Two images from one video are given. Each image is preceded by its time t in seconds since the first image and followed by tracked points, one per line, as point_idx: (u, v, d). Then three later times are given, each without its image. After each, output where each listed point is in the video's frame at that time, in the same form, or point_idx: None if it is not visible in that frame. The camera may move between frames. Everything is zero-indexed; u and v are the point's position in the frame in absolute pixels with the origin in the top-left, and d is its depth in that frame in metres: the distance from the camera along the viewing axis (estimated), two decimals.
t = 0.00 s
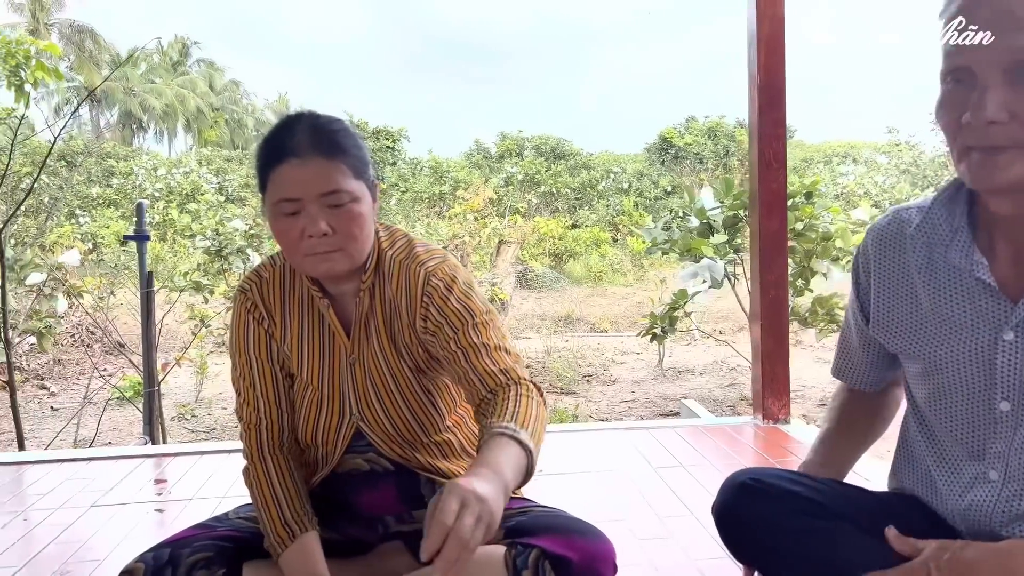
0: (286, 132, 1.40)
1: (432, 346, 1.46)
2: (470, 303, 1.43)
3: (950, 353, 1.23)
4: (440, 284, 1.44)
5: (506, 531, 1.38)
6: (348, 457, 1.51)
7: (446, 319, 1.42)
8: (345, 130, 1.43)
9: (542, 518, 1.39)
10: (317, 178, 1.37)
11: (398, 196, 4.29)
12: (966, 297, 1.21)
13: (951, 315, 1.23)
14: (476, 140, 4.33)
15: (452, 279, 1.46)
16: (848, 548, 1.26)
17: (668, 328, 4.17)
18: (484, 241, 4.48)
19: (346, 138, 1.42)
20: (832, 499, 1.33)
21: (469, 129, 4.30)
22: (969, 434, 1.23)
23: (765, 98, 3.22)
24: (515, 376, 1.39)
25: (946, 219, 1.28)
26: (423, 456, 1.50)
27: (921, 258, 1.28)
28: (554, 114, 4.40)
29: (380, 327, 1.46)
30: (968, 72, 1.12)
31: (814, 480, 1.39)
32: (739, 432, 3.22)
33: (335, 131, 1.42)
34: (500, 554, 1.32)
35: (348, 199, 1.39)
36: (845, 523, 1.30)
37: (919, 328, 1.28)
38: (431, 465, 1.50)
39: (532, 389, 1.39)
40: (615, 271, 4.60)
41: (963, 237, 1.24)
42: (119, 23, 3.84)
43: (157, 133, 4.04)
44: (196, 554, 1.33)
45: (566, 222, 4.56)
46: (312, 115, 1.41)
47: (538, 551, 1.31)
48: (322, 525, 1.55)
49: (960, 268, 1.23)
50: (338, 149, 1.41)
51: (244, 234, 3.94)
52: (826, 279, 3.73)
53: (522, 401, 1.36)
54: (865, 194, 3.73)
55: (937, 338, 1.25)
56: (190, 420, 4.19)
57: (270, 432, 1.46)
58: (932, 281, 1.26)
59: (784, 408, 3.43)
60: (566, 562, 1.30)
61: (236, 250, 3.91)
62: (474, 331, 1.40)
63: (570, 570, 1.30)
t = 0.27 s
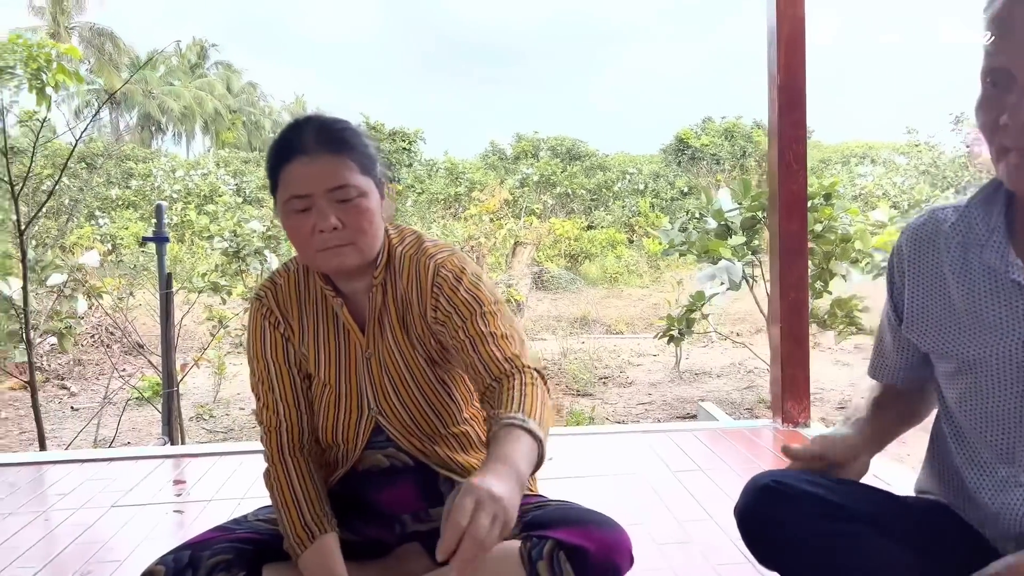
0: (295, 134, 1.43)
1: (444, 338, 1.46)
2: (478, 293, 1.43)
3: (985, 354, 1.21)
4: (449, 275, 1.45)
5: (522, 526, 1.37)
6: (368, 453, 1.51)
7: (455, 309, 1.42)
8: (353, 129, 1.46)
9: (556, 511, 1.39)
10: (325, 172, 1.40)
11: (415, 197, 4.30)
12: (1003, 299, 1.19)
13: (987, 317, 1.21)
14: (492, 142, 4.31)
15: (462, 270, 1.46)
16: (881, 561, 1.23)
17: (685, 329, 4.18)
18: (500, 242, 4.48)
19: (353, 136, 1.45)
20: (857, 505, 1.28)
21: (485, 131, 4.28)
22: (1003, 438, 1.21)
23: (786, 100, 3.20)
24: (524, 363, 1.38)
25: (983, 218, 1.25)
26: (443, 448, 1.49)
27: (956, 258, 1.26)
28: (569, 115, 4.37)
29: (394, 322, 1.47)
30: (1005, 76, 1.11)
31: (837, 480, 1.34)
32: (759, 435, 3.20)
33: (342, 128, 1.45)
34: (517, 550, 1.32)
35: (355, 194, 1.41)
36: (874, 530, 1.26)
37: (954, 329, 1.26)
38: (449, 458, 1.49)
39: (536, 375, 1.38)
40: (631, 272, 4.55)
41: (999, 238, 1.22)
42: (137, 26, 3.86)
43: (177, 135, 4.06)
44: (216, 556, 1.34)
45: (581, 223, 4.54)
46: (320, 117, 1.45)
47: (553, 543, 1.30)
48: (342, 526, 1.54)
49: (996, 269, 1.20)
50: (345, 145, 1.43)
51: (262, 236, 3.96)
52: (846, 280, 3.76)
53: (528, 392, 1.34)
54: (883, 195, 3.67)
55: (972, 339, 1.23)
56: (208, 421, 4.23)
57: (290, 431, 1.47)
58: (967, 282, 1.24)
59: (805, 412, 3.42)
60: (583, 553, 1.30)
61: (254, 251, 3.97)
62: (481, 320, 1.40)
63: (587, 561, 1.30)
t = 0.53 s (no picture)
0: (304, 131, 1.45)
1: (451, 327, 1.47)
2: (484, 283, 1.44)
3: None
4: (456, 266, 1.46)
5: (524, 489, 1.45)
6: (380, 443, 1.50)
7: (459, 298, 1.43)
8: (361, 124, 1.48)
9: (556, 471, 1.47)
10: (335, 165, 1.41)
11: (431, 196, 4.29)
12: None
13: None
14: (508, 140, 4.32)
15: (468, 260, 1.48)
16: (888, 556, 1.23)
17: (702, 329, 4.13)
18: (517, 241, 4.46)
19: (362, 131, 1.47)
20: (873, 500, 1.26)
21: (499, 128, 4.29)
22: None
23: (806, 97, 3.17)
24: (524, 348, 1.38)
25: None
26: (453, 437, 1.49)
27: (1004, 254, 1.19)
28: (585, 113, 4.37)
29: (403, 313, 1.48)
30: None
31: (854, 479, 1.33)
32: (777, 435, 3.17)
33: (351, 123, 1.47)
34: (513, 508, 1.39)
35: (366, 184, 1.42)
36: (888, 526, 1.24)
37: (997, 328, 1.18)
38: (460, 447, 1.48)
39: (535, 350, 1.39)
40: (647, 272, 4.55)
41: None
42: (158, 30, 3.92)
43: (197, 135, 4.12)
44: (232, 549, 1.33)
45: (597, 222, 4.52)
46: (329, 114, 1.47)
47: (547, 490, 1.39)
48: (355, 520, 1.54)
49: None
50: (353, 139, 1.45)
51: (279, 235, 3.99)
52: (865, 279, 3.70)
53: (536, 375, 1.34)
54: (903, 194, 3.61)
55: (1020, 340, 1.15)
56: (226, 418, 4.26)
57: (303, 425, 1.48)
58: (1018, 280, 1.17)
59: (824, 412, 3.39)
60: (576, 499, 1.37)
61: (271, 251, 3.96)
62: (486, 306, 1.41)
63: (583, 508, 1.37)
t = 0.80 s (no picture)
0: (325, 122, 1.46)
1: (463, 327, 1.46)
2: (495, 285, 1.42)
3: None
4: (469, 266, 1.44)
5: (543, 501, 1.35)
6: (395, 437, 1.51)
7: (471, 299, 1.41)
8: (382, 116, 1.48)
9: (576, 483, 1.37)
10: (355, 157, 1.42)
11: (446, 192, 4.26)
12: None
13: None
14: (523, 137, 4.31)
15: (482, 260, 1.46)
16: (916, 557, 1.21)
17: (719, 325, 4.08)
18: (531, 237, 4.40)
19: (381, 123, 1.46)
20: (901, 496, 1.25)
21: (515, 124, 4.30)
22: None
23: (828, 88, 3.14)
24: (533, 359, 1.36)
25: None
26: (468, 435, 1.49)
27: None
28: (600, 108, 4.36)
29: (418, 310, 1.47)
30: None
31: (879, 476, 1.31)
32: (796, 432, 3.15)
33: (371, 114, 1.46)
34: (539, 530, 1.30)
35: (385, 178, 1.42)
36: (919, 523, 1.22)
37: None
38: (475, 444, 1.49)
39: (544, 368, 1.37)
40: (663, 268, 4.54)
41: None
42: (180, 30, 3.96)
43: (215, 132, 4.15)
44: (251, 540, 1.34)
45: (612, 218, 4.48)
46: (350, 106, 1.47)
47: (575, 513, 1.29)
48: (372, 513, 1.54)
49: None
50: (374, 131, 1.45)
51: (296, 230, 4.01)
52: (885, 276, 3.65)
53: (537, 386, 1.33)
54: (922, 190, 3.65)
55: None
56: (243, 413, 4.30)
57: (319, 417, 1.48)
58: None
59: (845, 408, 3.36)
60: (605, 519, 1.28)
61: (288, 246, 3.98)
62: (496, 310, 1.39)
63: (611, 530, 1.28)
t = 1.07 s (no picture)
0: (355, 110, 1.45)
1: (496, 325, 1.46)
2: (533, 283, 1.42)
3: None
4: (505, 263, 1.44)
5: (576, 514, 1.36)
6: (419, 434, 1.51)
7: (510, 296, 1.41)
8: (411, 104, 1.47)
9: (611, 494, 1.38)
10: (385, 148, 1.41)
11: (462, 185, 4.23)
12: None
13: None
14: (540, 129, 4.30)
15: (518, 258, 1.46)
16: (941, 553, 1.20)
17: (737, 317, 4.03)
18: (547, 230, 4.39)
19: (412, 112, 1.46)
20: (930, 491, 1.23)
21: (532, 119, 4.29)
22: None
23: (851, 74, 3.10)
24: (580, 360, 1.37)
25: None
26: (493, 434, 1.49)
27: None
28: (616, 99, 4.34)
29: (447, 305, 1.47)
30: None
31: (904, 469, 1.30)
32: (815, 424, 3.12)
33: (402, 104, 1.45)
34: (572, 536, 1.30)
35: (416, 170, 1.42)
36: (950, 518, 1.20)
37: None
38: (500, 445, 1.49)
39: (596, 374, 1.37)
40: (680, 261, 4.54)
41: None
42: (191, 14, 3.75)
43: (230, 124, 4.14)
44: (272, 530, 1.34)
45: (629, 211, 4.46)
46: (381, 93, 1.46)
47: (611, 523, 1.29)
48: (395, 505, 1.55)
49: None
50: (404, 121, 1.44)
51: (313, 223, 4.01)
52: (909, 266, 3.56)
53: (589, 388, 1.34)
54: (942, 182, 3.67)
55: None
56: (261, 404, 4.33)
57: (342, 409, 1.49)
58: None
59: (866, 400, 3.33)
60: (639, 533, 1.28)
61: (305, 239, 3.97)
62: (536, 309, 1.39)
63: (645, 544, 1.28)
